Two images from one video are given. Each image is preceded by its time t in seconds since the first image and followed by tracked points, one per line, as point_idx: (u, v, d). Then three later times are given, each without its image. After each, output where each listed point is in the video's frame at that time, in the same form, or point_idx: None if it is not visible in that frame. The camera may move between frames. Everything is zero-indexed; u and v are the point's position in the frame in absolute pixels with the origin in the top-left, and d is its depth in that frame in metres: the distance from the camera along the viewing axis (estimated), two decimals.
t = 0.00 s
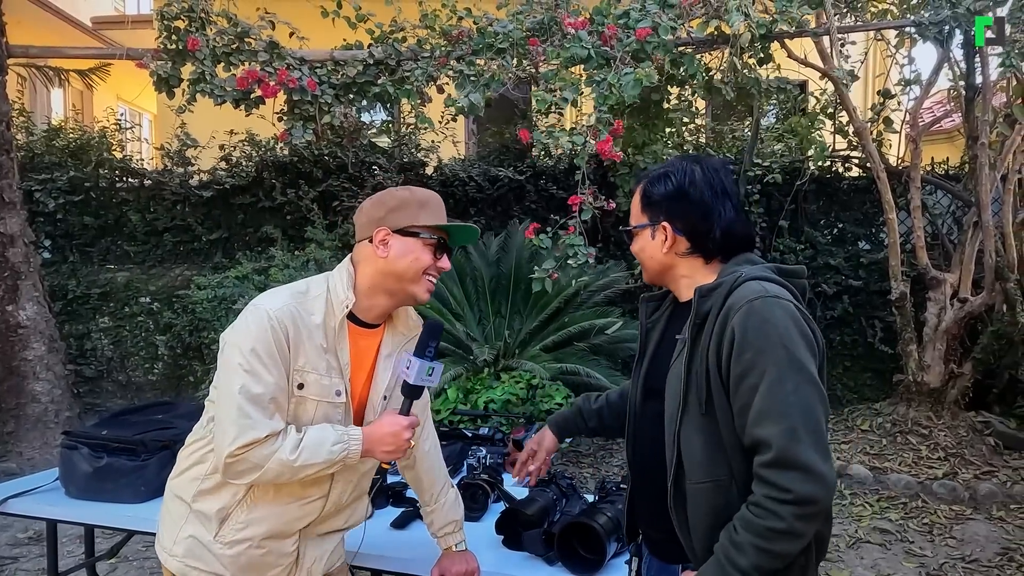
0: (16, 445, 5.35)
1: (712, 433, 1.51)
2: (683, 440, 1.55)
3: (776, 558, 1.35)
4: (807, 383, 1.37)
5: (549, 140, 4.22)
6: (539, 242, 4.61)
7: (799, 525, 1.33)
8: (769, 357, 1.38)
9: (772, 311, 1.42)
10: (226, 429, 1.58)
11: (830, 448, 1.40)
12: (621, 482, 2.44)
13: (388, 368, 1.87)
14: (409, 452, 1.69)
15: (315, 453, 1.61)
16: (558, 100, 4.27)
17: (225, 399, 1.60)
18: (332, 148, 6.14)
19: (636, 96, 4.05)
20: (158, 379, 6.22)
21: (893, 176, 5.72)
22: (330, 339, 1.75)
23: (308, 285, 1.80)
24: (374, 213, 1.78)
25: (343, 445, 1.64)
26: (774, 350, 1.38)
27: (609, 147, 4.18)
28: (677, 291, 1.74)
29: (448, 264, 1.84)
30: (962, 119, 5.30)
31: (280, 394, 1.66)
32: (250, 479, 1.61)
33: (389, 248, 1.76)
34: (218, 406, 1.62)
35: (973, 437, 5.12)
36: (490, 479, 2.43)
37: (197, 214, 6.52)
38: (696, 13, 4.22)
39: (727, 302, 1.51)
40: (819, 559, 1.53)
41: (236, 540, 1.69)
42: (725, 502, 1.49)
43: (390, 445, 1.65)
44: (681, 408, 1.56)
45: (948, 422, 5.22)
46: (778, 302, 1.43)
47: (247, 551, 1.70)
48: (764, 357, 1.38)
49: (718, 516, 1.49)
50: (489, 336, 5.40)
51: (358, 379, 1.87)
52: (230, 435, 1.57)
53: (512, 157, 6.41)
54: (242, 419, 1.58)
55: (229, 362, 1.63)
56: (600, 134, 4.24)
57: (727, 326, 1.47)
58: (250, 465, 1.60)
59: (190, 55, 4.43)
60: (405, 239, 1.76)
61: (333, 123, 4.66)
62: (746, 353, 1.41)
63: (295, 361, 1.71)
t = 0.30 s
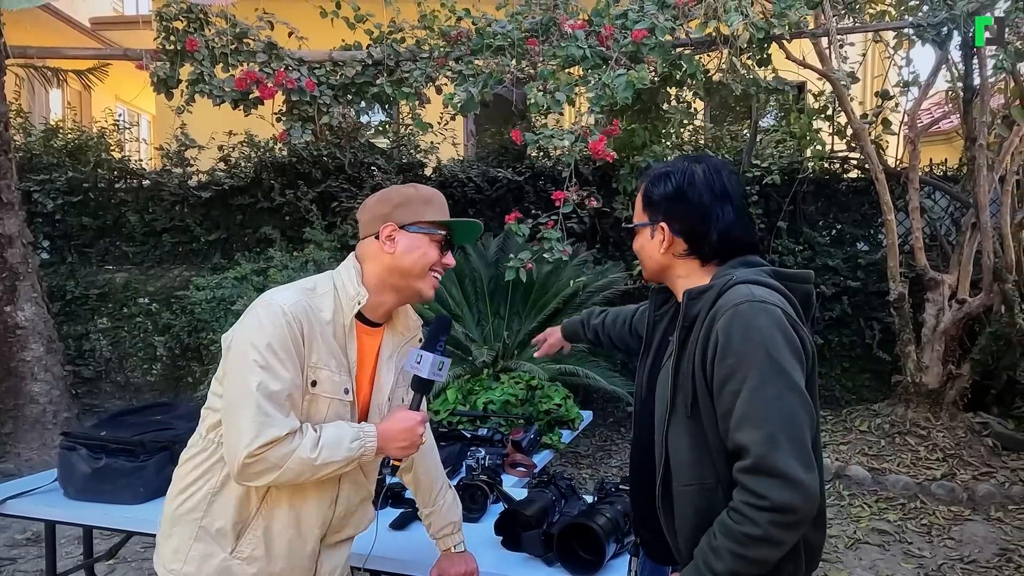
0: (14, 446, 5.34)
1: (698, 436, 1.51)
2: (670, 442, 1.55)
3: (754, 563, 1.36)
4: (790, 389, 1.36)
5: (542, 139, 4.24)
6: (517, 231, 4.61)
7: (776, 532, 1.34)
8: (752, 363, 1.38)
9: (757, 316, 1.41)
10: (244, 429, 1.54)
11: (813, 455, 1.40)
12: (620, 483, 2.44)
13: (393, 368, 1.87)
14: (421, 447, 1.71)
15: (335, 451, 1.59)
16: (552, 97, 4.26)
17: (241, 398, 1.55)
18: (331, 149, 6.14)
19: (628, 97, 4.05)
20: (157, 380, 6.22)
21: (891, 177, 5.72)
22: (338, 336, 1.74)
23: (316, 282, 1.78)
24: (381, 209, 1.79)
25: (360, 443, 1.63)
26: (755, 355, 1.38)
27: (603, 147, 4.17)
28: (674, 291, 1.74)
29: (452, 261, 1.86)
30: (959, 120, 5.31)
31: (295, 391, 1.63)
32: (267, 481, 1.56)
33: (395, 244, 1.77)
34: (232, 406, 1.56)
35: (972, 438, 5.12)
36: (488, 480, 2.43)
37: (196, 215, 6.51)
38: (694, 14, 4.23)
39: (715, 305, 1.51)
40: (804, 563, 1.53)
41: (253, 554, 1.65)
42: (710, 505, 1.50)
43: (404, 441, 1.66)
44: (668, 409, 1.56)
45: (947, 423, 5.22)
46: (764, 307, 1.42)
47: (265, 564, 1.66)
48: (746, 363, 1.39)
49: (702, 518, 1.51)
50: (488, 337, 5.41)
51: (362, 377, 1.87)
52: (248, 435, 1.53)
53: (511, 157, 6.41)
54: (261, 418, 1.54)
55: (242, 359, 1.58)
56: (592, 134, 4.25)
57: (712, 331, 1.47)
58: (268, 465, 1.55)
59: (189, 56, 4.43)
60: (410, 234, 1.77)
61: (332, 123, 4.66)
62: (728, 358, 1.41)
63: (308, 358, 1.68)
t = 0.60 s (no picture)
0: (13, 446, 5.34)
1: (700, 440, 1.52)
2: (671, 446, 1.55)
3: (757, 570, 1.36)
4: (792, 395, 1.37)
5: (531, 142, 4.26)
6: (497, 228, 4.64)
7: (779, 538, 1.35)
8: (755, 368, 1.38)
9: (760, 321, 1.41)
10: (259, 431, 1.50)
11: (816, 460, 1.41)
12: (619, 484, 2.44)
13: (398, 364, 1.86)
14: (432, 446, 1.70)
15: (353, 450, 1.57)
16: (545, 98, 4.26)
17: (254, 400, 1.52)
18: (330, 150, 6.13)
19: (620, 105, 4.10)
20: (155, 380, 6.23)
21: (890, 178, 5.72)
22: (347, 332, 1.72)
23: (317, 278, 1.75)
24: (384, 202, 1.78)
25: (376, 442, 1.61)
26: (759, 361, 1.38)
27: (579, 155, 4.11)
28: (678, 288, 1.73)
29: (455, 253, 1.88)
30: (958, 122, 5.32)
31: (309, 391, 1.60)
32: (283, 485, 1.53)
33: (400, 237, 1.77)
34: (244, 408, 1.53)
35: (970, 438, 5.13)
36: (488, 480, 2.42)
37: (194, 216, 6.49)
38: (693, 16, 4.23)
39: (717, 309, 1.51)
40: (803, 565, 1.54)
41: (274, 565, 1.63)
42: (712, 509, 1.50)
43: (418, 440, 1.65)
44: (669, 413, 1.56)
45: (945, 424, 5.23)
46: (767, 311, 1.42)
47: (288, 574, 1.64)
48: (749, 368, 1.39)
49: (703, 522, 1.51)
50: (487, 338, 5.41)
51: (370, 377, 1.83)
52: (263, 437, 1.50)
53: (510, 158, 6.41)
54: (277, 417, 1.51)
55: (253, 360, 1.55)
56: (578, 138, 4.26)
57: (715, 334, 1.47)
58: (285, 467, 1.51)
59: (188, 56, 4.43)
60: (416, 227, 1.78)
61: (330, 124, 4.66)
62: (731, 364, 1.41)
63: (319, 356, 1.66)
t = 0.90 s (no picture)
0: (12, 447, 5.34)
1: (712, 445, 1.52)
2: (681, 450, 1.55)
3: None
4: (809, 403, 1.37)
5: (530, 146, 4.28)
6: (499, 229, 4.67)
7: (790, 547, 1.35)
8: (775, 375, 1.38)
9: (781, 327, 1.41)
10: (207, 458, 1.39)
11: (829, 468, 1.41)
12: (618, 484, 2.43)
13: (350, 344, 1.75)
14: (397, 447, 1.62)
15: (312, 464, 1.47)
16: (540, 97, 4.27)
17: (202, 426, 1.40)
18: (328, 150, 6.12)
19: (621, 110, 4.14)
20: (155, 381, 6.25)
21: (889, 179, 5.73)
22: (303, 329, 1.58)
23: (259, 272, 1.58)
24: (365, 194, 1.60)
25: (337, 452, 1.52)
26: (778, 368, 1.38)
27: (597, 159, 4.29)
28: (690, 291, 1.73)
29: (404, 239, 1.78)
30: (955, 123, 5.33)
31: (267, 402, 1.47)
32: (240, 507, 1.42)
33: (376, 233, 1.63)
34: (192, 434, 1.42)
35: (968, 439, 5.14)
36: (487, 481, 2.42)
37: (193, 216, 6.48)
38: (691, 17, 4.23)
39: (736, 312, 1.50)
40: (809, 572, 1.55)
41: None
42: (721, 514, 1.51)
43: (381, 444, 1.58)
44: (681, 415, 1.56)
45: (943, 425, 5.24)
46: (787, 318, 1.42)
47: None
48: (769, 374, 1.38)
49: (712, 527, 1.51)
50: (487, 338, 5.38)
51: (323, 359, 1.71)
52: (212, 463, 1.39)
53: (509, 159, 6.41)
54: (223, 443, 1.39)
55: (195, 383, 1.42)
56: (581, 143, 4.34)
57: (733, 339, 1.47)
58: (239, 490, 1.41)
59: (186, 57, 4.42)
60: (388, 225, 1.66)
61: (329, 125, 4.66)
62: (750, 369, 1.41)
63: (275, 362, 1.52)
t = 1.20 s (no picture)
0: (10, 448, 5.33)
1: (730, 453, 1.52)
2: (697, 458, 1.55)
3: None
4: (833, 409, 1.38)
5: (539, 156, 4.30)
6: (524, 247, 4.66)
7: (819, 555, 1.35)
8: (799, 381, 1.38)
9: (801, 332, 1.42)
10: (176, 493, 1.41)
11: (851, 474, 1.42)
12: (616, 485, 2.44)
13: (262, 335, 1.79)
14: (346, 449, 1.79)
15: (280, 481, 1.56)
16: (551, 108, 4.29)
17: (165, 463, 1.40)
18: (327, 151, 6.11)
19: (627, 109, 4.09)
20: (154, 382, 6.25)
21: (887, 180, 5.74)
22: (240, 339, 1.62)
23: (185, 286, 1.57)
24: (264, 177, 1.61)
25: (299, 463, 1.63)
26: (802, 374, 1.38)
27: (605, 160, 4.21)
28: (694, 295, 1.73)
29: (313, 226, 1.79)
30: (954, 124, 5.34)
31: (223, 423, 1.50)
32: (213, 535, 1.46)
33: (278, 218, 1.64)
34: (150, 469, 1.41)
35: (967, 439, 5.14)
36: (485, 482, 2.43)
37: (192, 217, 6.47)
38: (690, 18, 4.23)
39: (752, 318, 1.51)
40: None
41: None
42: (740, 522, 1.51)
43: (334, 451, 1.73)
44: (697, 423, 1.56)
45: (942, 425, 5.24)
46: (807, 323, 1.43)
47: None
48: (793, 381, 1.39)
49: (731, 535, 1.51)
50: (486, 339, 5.38)
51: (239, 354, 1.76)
52: (184, 499, 1.41)
53: (508, 160, 6.42)
54: (194, 476, 1.41)
55: (150, 417, 1.41)
56: (593, 148, 4.26)
57: (752, 345, 1.47)
58: (214, 517, 1.45)
59: (185, 58, 4.43)
60: (293, 210, 1.67)
61: (327, 125, 4.68)
62: (772, 375, 1.41)
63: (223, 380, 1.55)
